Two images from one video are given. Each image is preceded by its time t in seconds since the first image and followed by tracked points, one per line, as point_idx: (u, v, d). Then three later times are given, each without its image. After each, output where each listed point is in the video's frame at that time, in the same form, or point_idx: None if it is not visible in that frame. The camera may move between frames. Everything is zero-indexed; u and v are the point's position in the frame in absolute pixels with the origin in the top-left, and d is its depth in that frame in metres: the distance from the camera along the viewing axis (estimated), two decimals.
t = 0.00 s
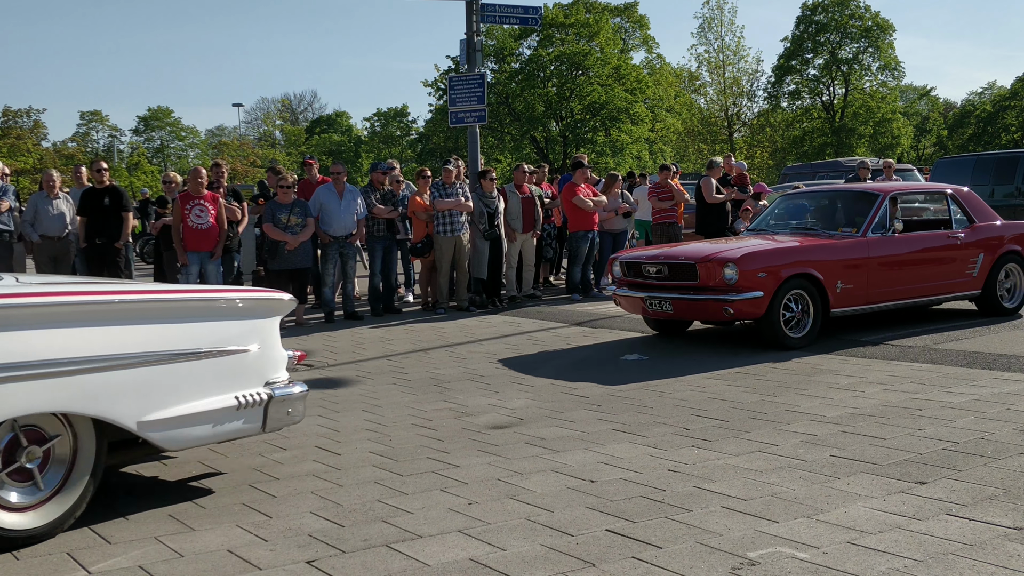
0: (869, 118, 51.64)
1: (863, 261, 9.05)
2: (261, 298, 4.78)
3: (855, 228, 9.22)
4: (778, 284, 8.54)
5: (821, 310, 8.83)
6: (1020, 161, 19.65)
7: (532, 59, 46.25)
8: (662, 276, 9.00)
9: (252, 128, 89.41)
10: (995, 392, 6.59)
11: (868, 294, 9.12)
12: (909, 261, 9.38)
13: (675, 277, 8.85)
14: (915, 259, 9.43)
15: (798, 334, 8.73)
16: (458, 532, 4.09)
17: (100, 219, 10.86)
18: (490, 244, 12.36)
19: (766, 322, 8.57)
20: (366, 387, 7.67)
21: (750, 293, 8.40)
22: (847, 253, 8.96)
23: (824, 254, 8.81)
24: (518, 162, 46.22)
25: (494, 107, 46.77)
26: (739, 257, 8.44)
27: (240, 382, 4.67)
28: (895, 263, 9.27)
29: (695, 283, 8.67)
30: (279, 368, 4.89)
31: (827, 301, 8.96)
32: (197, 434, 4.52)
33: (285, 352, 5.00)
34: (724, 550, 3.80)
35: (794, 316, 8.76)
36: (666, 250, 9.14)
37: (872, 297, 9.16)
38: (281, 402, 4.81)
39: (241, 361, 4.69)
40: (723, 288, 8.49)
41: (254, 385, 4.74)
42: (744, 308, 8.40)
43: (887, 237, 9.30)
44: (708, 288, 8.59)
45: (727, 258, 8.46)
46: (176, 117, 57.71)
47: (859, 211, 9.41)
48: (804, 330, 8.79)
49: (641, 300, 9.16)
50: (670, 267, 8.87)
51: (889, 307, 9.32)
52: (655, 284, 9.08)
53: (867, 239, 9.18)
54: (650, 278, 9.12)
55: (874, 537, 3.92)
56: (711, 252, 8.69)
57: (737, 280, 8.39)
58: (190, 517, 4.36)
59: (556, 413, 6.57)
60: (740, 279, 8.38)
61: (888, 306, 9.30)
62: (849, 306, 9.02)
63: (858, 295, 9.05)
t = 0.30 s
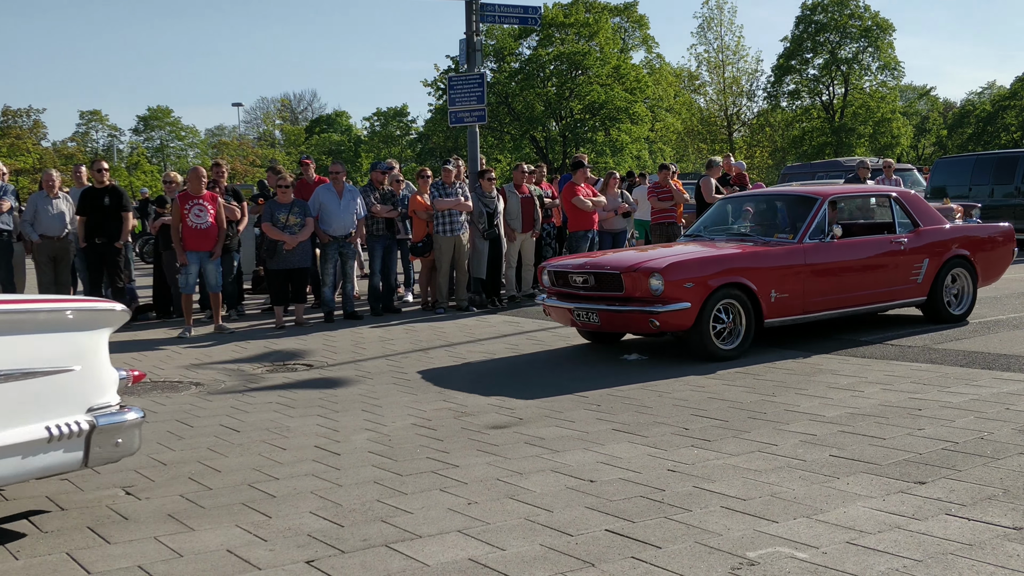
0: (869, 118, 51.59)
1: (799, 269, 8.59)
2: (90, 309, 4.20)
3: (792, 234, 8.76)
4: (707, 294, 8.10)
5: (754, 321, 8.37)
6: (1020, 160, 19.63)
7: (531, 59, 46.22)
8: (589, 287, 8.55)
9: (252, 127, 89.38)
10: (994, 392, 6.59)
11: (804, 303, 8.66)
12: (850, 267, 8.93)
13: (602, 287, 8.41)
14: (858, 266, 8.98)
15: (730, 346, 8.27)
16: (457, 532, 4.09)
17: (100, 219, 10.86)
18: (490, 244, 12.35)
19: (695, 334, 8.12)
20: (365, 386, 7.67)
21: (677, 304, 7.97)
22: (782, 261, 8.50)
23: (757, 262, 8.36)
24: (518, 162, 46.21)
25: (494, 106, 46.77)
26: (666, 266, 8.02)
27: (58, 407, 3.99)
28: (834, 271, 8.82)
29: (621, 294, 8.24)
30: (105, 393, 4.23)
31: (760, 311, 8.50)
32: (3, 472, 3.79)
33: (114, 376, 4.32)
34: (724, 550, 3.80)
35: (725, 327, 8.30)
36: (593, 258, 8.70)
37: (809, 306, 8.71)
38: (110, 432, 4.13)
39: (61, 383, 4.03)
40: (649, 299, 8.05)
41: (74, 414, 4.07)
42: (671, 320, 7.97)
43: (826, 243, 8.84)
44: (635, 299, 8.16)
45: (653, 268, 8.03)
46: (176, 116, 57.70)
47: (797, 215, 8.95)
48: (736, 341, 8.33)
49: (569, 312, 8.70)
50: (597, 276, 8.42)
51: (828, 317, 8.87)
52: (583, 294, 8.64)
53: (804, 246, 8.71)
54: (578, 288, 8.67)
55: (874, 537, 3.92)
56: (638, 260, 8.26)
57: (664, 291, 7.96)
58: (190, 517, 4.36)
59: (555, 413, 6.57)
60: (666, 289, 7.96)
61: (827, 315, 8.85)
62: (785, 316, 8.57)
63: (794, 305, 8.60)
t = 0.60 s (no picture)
0: (868, 117, 51.56)
1: (730, 276, 8.18)
2: None
3: (723, 239, 8.34)
4: (630, 302, 7.66)
5: (681, 331, 7.95)
6: (1019, 160, 19.65)
7: (531, 58, 46.20)
8: (509, 296, 8.07)
9: (251, 127, 89.35)
10: (994, 392, 6.59)
11: (736, 311, 8.25)
12: (786, 274, 8.54)
13: (523, 296, 7.93)
14: (793, 272, 8.58)
15: (655, 356, 7.84)
16: (456, 531, 4.09)
17: (101, 219, 10.85)
18: (490, 243, 12.34)
19: (619, 345, 7.69)
20: (364, 386, 7.66)
21: (598, 314, 7.54)
22: (710, 267, 8.08)
23: (685, 268, 7.94)
24: (517, 161, 46.22)
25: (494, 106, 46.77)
26: (587, 274, 7.58)
27: None
28: (768, 276, 8.41)
29: (541, 303, 7.78)
30: None
31: (688, 319, 8.08)
32: None
33: None
34: (724, 549, 3.80)
35: (651, 338, 7.88)
36: (514, 266, 8.22)
37: (742, 314, 8.30)
38: None
39: None
40: (570, 309, 7.62)
41: None
42: (592, 330, 7.55)
43: (758, 248, 8.43)
44: (555, 309, 7.72)
45: (573, 275, 7.59)
46: (175, 116, 57.66)
47: (730, 219, 8.56)
48: (663, 352, 7.90)
49: (490, 323, 8.21)
50: (518, 285, 7.95)
51: (762, 325, 8.46)
52: (504, 304, 8.15)
53: (735, 251, 8.29)
54: (498, 297, 8.18)
55: (874, 536, 3.92)
56: (559, 268, 7.81)
57: (584, 299, 7.53)
58: (190, 517, 4.36)
59: (554, 412, 6.57)
60: (587, 298, 7.52)
61: (761, 322, 8.44)
62: (715, 324, 8.15)
63: (725, 313, 8.18)
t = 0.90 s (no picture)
0: (867, 117, 51.55)
1: (655, 284, 7.72)
2: None
3: (649, 246, 7.91)
4: (546, 312, 7.17)
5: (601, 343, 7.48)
6: (1019, 160, 19.67)
7: (531, 58, 46.22)
8: (420, 305, 7.54)
9: (251, 127, 89.38)
10: (993, 392, 6.59)
11: (662, 321, 7.79)
12: (718, 282, 8.08)
13: (435, 305, 7.40)
14: (726, 280, 8.13)
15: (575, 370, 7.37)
16: (456, 531, 4.09)
17: (103, 218, 10.86)
18: (490, 243, 12.35)
19: (535, 357, 7.21)
20: (363, 386, 7.66)
21: (512, 325, 7.05)
22: (633, 274, 7.61)
23: (605, 276, 7.46)
24: (517, 161, 46.22)
25: (493, 105, 46.81)
26: (499, 283, 7.08)
27: None
28: (697, 284, 7.96)
29: (452, 314, 7.27)
30: None
31: (609, 330, 7.61)
32: None
33: None
34: (723, 549, 3.81)
35: (569, 350, 7.41)
36: (427, 273, 7.69)
37: (668, 324, 7.84)
38: None
39: None
40: (481, 320, 7.12)
41: None
42: (506, 342, 7.06)
43: (686, 255, 7.97)
44: (467, 319, 7.21)
45: (485, 284, 7.09)
46: (175, 116, 57.68)
47: (656, 224, 8.12)
48: (583, 365, 7.44)
49: (400, 334, 7.68)
50: (430, 293, 7.42)
51: (691, 335, 8.01)
52: (415, 313, 7.62)
53: (662, 258, 7.83)
54: (410, 306, 7.65)
55: (873, 535, 3.93)
56: (472, 276, 7.30)
57: (496, 310, 7.03)
58: (189, 516, 4.36)
59: (554, 412, 6.57)
60: (500, 308, 7.03)
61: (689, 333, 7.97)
62: (639, 335, 7.68)
63: (650, 323, 7.72)
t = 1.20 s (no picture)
0: (867, 117, 51.54)
1: (574, 294, 7.22)
2: None
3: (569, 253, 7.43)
4: (453, 324, 6.65)
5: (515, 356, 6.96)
6: (1018, 159, 19.68)
7: (530, 58, 46.22)
8: (321, 315, 7.02)
9: (250, 127, 89.41)
10: (993, 391, 6.58)
11: (581, 334, 7.29)
12: (643, 292, 7.60)
13: (335, 315, 6.88)
14: (652, 289, 7.65)
15: (486, 386, 6.84)
16: (456, 531, 4.09)
17: (105, 218, 10.86)
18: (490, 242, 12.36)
19: (442, 371, 6.69)
20: (363, 386, 7.65)
21: (415, 337, 6.54)
22: (549, 284, 7.12)
23: (519, 285, 6.96)
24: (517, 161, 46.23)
25: (493, 105, 46.88)
26: (401, 291, 6.57)
27: None
28: (621, 294, 7.48)
29: (353, 325, 6.75)
30: None
31: (524, 344, 7.10)
32: None
33: None
34: (722, 549, 3.81)
35: (482, 365, 6.88)
36: (330, 282, 7.20)
37: (589, 337, 7.34)
38: None
39: None
40: (383, 331, 6.60)
41: None
42: (407, 356, 6.54)
43: (607, 263, 7.49)
44: (368, 331, 6.68)
45: (386, 293, 6.57)
46: (174, 115, 57.69)
47: (577, 230, 7.64)
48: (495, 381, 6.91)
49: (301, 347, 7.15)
50: (330, 302, 6.92)
51: (613, 347, 7.51)
52: (316, 325, 7.10)
53: (581, 266, 7.34)
54: (311, 316, 7.13)
55: (873, 535, 3.93)
56: (375, 284, 6.80)
57: (397, 321, 6.51)
58: (189, 516, 4.36)
59: (553, 412, 6.56)
60: (402, 319, 6.51)
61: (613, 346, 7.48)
62: (555, 348, 7.18)
63: (568, 336, 7.22)
